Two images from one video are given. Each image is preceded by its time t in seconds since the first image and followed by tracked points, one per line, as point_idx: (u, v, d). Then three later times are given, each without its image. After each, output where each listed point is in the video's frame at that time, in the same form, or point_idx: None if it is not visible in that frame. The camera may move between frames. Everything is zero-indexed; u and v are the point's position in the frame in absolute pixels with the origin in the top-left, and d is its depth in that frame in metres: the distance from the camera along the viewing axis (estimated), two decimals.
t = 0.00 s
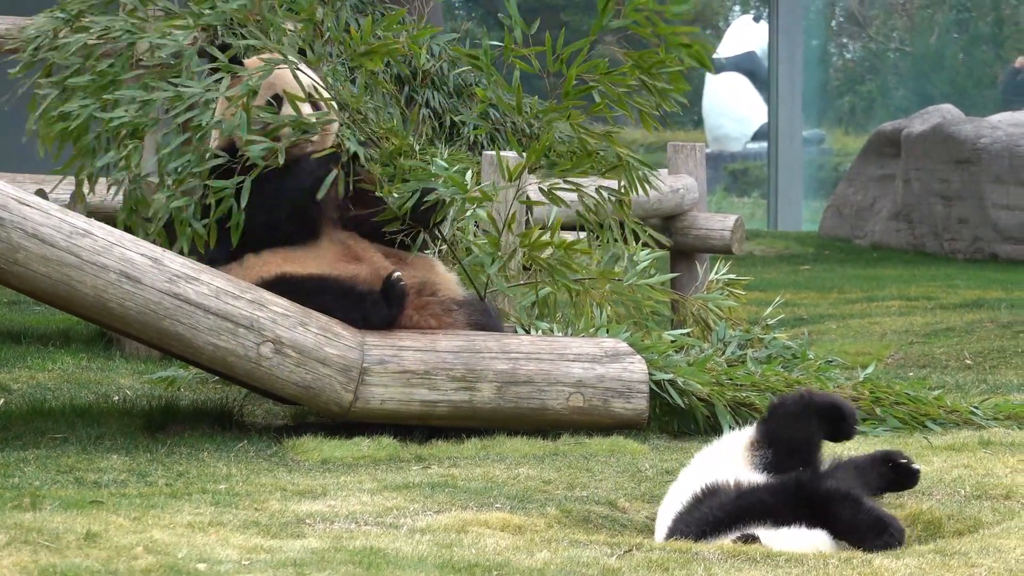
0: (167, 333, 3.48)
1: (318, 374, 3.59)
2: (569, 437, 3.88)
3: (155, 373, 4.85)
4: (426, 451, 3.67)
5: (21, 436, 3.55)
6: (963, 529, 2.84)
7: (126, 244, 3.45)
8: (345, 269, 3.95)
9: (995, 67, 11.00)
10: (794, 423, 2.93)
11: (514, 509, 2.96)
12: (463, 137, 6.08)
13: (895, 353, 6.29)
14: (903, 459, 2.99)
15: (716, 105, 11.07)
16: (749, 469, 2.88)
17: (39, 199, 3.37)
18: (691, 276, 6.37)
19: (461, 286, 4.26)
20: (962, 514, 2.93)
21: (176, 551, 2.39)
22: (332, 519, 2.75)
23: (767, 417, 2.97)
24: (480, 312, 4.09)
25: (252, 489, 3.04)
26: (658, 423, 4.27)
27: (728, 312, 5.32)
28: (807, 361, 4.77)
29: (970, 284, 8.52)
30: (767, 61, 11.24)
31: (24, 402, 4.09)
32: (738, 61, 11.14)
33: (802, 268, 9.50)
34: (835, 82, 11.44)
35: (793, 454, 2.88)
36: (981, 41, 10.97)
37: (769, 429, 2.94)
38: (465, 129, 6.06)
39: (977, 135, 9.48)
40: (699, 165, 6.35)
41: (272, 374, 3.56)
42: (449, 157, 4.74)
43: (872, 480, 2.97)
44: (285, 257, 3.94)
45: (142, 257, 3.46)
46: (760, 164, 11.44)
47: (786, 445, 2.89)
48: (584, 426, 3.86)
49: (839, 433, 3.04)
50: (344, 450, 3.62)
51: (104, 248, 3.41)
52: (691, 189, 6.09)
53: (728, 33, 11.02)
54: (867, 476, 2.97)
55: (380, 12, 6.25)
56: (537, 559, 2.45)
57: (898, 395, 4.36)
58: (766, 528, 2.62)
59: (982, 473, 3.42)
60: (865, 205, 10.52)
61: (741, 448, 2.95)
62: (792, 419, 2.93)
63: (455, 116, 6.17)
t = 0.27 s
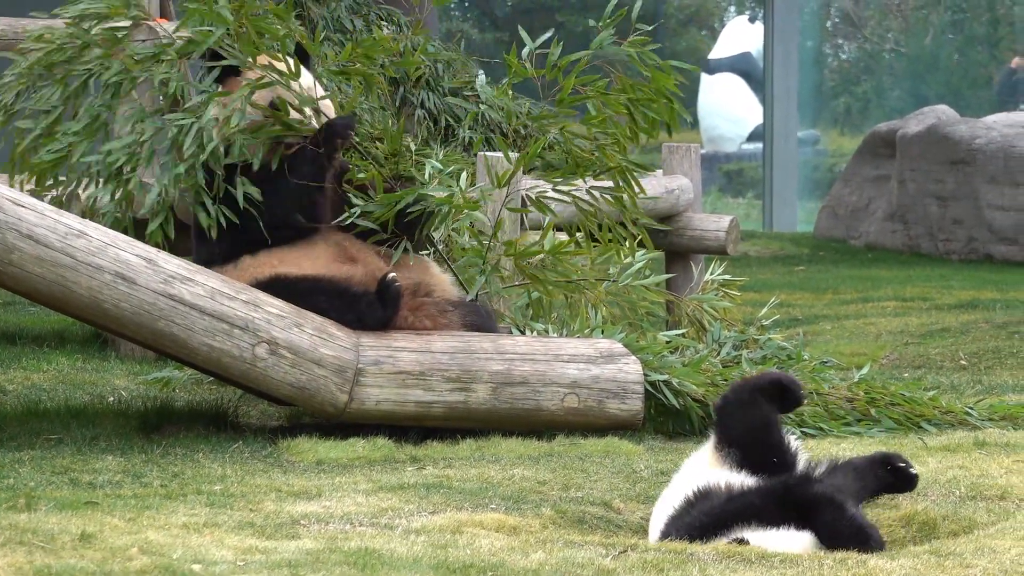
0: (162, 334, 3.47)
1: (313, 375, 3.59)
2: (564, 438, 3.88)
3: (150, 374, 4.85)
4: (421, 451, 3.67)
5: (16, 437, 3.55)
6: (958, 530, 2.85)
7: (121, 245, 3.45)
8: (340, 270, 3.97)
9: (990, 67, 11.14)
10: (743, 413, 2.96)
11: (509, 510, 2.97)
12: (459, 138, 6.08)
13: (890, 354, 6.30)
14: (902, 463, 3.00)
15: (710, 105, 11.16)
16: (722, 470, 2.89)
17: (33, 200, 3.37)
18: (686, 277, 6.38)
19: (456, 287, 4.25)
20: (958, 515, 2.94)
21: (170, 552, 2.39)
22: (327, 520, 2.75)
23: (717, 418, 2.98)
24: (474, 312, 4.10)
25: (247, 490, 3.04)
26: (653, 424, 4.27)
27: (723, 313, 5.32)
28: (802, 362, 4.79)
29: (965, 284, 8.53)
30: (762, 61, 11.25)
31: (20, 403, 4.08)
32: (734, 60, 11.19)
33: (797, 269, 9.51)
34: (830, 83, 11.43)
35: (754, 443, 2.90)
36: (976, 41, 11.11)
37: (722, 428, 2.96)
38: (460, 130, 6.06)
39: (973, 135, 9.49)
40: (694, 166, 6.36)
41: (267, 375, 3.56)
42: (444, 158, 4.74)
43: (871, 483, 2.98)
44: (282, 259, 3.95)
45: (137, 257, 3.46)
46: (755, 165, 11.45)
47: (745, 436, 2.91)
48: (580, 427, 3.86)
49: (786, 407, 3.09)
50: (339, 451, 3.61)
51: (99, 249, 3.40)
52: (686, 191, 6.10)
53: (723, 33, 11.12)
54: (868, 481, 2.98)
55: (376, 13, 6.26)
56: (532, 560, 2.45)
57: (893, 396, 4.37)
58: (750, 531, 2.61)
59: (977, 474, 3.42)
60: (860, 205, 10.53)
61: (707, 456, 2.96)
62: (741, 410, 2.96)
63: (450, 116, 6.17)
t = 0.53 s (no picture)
0: (154, 337, 3.47)
1: (306, 378, 3.60)
2: (557, 440, 3.89)
3: (143, 377, 4.85)
4: (414, 454, 3.67)
5: (8, 439, 3.54)
6: (950, 532, 2.86)
7: (114, 248, 3.45)
8: (334, 271, 3.97)
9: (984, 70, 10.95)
10: (730, 417, 3.04)
11: (502, 512, 2.97)
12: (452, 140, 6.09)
13: (882, 356, 6.32)
14: (892, 463, 3.07)
15: (704, 108, 11.15)
16: (712, 471, 2.95)
17: (25, 203, 3.36)
18: (679, 280, 6.39)
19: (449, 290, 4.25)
20: (950, 517, 2.95)
21: (163, 555, 2.39)
22: (319, 523, 2.75)
23: (704, 424, 3.07)
24: (468, 315, 4.14)
25: (240, 493, 3.04)
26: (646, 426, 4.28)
27: (716, 315, 5.33)
28: (795, 364, 4.80)
29: (957, 287, 8.56)
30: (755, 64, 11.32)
31: (12, 405, 4.08)
32: (726, 63, 11.21)
33: (789, 272, 9.53)
34: (823, 85, 11.49)
35: (742, 445, 2.98)
36: (969, 45, 10.98)
37: (710, 433, 3.04)
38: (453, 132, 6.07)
39: (965, 138, 9.56)
40: (686, 169, 6.37)
41: (260, 378, 3.56)
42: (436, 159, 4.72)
43: (861, 485, 3.05)
44: (278, 257, 3.95)
45: (130, 260, 3.46)
46: (747, 167, 11.52)
47: (733, 438, 2.99)
48: (572, 430, 3.87)
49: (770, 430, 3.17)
50: (332, 454, 3.62)
51: (91, 252, 3.40)
52: (679, 193, 6.11)
53: (717, 36, 11.11)
54: (858, 482, 3.04)
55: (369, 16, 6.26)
56: (525, 563, 2.45)
57: (886, 398, 4.39)
58: (737, 533, 2.62)
59: (970, 476, 3.44)
60: (853, 208, 10.56)
61: (694, 462, 3.02)
62: (728, 414, 3.04)
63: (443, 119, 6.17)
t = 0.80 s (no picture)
0: (148, 336, 3.47)
1: (299, 377, 3.60)
2: (550, 439, 3.89)
3: (136, 376, 4.84)
4: (407, 453, 3.68)
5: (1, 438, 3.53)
6: (944, 531, 2.87)
7: (107, 247, 3.45)
8: (328, 271, 3.96)
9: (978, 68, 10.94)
10: (731, 420, 3.02)
11: (496, 512, 2.97)
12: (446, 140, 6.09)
13: (876, 356, 6.34)
14: (883, 460, 3.09)
15: (697, 107, 11.22)
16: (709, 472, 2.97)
17: (19, 202, 3.35)
18: (673, 279, 6.40)
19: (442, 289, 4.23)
20: (943, 516, 2.96)
21: (156, 554, 2.39)
22: (312, 522, 2.75)
23: (704, 423, 3.06)
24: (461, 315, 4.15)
25: (233, 492, 3.04)
26: (640, 425, 4.28)
27: (710, 315, 5.34)
28: (788, 363, 4.81)
29: (949, 286, 8.58)
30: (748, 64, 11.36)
31: (4, 404, 4.07)
32: (719, 63, 11.27)
33: (782, 271, 9.55)
34: (816, 84, 11.51)
35: (741, 449, 2.97)
36: (963, 43, 10.99)
37: (709, 433, 3.04)
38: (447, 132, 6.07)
39: (958, 137, 9.56)
40: (680, 168, 6.38)
41: (253, 377, 3.56)
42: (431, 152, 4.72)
43: (855, 485, 3.06)
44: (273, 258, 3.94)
45: (123, 259, 3.45)
46: (742, 166, 11.52)
47: (732, 442, 2.98)
48: (566, 429, 3.87)
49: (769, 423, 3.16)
50: (326, 453, 3.62)
51: (85, 251, 3.40)
52: (672, 193, 6.12)
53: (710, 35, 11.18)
54: (852, 482, 3.06)
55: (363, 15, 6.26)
56: (518, 562, 2.46)
57: (879, 398, 4.40)
58: (733, 532, 2.63)
59: (963, 476, 3.45)
60: (846, 207, 10.58)
61: (693, 461, 3.03)
62: (729, 415, 3.03)
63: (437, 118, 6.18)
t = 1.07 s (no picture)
0: (142, 335, 3.47)
1: (293, 376, 3.60)
2: (545, 437, 3.90)
3: (131, 374, 4.85)
4: (402, 451, 3.68)
5: None
6: (938, 529, 2.88)
7: (101, 245, 3.44)
8: (322, 269, 3.95)
9: (970, 67, 11.04)
10: (714, 420, 2.99)
11: (490, 510, 2.98)
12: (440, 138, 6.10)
13: (870, 354, 6.35)
14: (872, 447, 3.11)
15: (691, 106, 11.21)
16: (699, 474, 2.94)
17: (13, 200, 3.35)
18: (667, 277, 6.41)
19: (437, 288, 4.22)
20: (938, 514, 2.97)
21: (151, 553, 2.39)
22: (307, 521, 2.76)
23: (686, 427, 3.01)
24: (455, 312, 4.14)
25: (228, 491, 3.05)
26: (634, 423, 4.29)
27: (704, 313, 5.35)
28: (782, 362, 4.83)
29: (943, 285, 8.60)
30: (742, 62, 11.33)
31: None
32: (714, 61, 11.26)
33: (776, 269, 9.56)
34: (811, 82, 11.52)
35: (729, 449, 2.95)
36: (956, 41, 11.04)
37: (692, 437, 2.99)
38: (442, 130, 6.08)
39: (952, 136, 9.61)
40: (674, 166, 6.39)
41: (247, 376, 3.56)
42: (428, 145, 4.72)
43: (848, 479, 3.06)
44: (265, 258, 3.94)
45: (117, 258, 3.45)
46: (736, 165, 11.53)
47: (719, 444, 2.95)
48: (560, 427, 3.88)
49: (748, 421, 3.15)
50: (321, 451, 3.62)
51: (79, 250, 3.39)
52: (667, 191, 6.14)
53: (703, 34, 11.19)
54: (844, 476, 3.06)
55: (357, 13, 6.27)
56: (512, 561, 2.46)
57: (873, 396, 4.41)
58: (728, 532, 2.63)
59: (957, 474, 3.46)
60: (840, 205, 10.59)
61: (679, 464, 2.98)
62: (711, 418, 3.00)
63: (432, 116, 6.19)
